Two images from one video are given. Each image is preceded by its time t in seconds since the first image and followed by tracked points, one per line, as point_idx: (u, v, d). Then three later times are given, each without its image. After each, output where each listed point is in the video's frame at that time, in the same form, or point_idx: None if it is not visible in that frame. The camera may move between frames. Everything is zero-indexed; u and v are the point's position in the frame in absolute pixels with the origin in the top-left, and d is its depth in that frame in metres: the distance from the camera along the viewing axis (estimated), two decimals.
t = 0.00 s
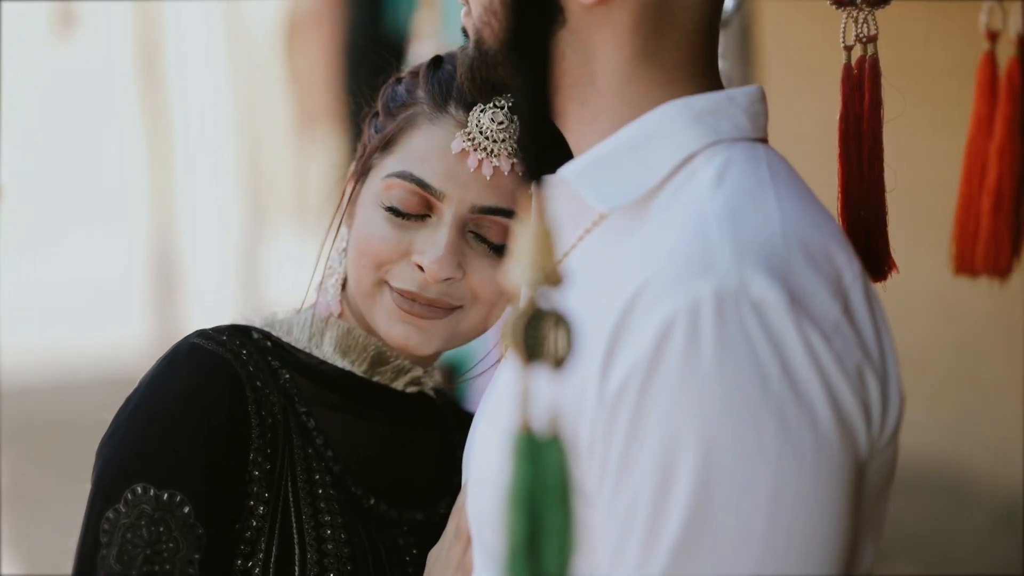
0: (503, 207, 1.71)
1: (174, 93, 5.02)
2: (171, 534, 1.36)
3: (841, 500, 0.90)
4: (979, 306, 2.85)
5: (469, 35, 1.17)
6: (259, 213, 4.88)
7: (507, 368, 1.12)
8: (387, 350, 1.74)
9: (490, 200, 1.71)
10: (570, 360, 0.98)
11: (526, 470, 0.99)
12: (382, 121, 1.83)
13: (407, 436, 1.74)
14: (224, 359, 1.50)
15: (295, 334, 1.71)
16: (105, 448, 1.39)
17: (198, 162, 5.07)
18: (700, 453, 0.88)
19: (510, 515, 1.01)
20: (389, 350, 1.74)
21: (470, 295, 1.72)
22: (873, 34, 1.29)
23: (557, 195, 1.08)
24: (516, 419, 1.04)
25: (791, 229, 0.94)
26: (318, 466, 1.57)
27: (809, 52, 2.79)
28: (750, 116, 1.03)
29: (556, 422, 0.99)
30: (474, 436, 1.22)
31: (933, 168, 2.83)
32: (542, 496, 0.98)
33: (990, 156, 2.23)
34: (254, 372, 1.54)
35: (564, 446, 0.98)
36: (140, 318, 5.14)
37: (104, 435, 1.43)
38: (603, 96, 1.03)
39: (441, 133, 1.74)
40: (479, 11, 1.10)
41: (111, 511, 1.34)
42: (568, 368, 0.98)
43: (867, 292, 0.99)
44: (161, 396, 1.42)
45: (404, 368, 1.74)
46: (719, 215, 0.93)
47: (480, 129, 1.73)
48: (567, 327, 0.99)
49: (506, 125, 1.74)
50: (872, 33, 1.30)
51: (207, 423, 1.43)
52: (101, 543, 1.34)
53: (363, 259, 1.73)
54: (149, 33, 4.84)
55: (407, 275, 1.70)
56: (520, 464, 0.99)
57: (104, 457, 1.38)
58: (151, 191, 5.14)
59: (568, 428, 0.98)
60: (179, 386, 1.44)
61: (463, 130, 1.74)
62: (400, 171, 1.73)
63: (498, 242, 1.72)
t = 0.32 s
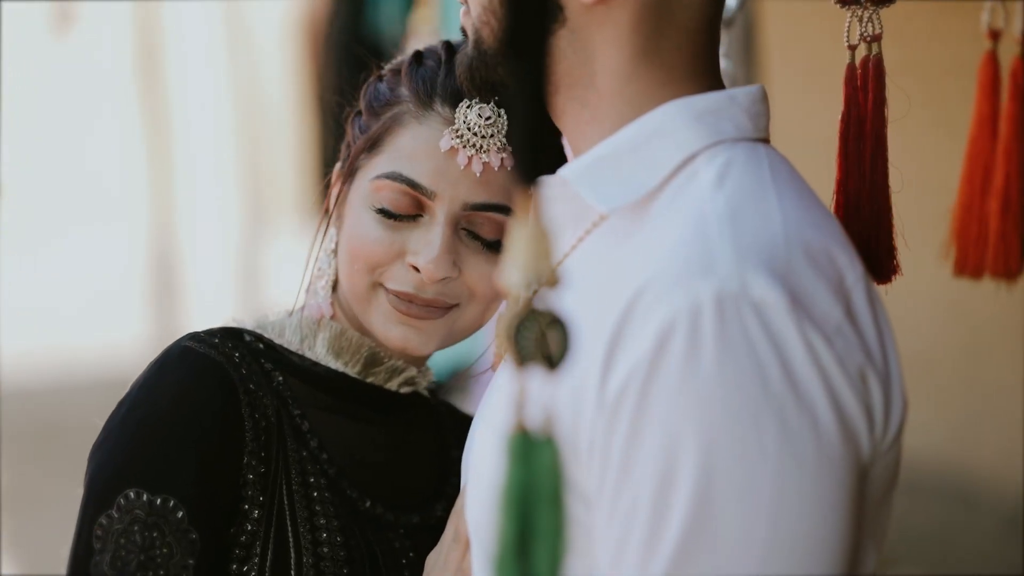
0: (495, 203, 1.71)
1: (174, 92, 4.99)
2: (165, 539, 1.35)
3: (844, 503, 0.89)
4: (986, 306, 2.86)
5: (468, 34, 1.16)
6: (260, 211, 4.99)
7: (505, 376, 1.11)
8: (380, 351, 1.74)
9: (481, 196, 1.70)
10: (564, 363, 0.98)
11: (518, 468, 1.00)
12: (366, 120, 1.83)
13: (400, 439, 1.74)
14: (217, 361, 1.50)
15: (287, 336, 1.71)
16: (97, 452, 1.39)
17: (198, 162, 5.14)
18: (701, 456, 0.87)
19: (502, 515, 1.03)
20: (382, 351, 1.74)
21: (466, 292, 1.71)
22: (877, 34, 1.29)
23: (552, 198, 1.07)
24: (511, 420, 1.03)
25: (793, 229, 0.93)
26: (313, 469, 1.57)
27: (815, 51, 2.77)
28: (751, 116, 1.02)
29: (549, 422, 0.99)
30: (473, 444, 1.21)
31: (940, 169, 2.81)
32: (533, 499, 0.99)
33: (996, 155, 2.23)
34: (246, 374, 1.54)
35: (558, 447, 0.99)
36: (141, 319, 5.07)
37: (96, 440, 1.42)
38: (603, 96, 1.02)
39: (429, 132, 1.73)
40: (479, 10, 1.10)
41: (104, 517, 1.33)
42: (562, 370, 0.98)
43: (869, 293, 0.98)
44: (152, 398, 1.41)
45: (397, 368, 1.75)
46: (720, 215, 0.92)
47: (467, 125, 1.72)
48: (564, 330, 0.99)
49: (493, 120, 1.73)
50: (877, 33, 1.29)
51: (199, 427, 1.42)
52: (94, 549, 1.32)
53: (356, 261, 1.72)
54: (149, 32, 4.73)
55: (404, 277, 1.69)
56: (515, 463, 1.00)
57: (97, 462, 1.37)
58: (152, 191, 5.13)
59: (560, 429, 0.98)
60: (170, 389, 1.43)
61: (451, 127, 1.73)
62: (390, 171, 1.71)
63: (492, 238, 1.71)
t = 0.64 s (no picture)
0: (489, 198, 1.70)
1: (174, 93, 5.03)
2: (161, 543, 1.34)
3: (849, 507, 0.88)
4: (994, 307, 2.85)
5: (469, 35, 1.15)
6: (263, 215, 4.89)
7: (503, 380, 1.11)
8: (375, 351, 1.74)
9: (474, 193, 1.69)
10: (561, 365, 0.98)
11: (515, 467, 1.01)
12: (351, 119, 1.81)
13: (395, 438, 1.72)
14: (212, 363, 1.49)
15: (281, 338, 1.69)
16: (91, 457, 1.38)
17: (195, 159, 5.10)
18: (705, 460, 0.86)
19: (498, 515, 1.04)
20: (377, 352, 1.74)
21: (464, 289, 1.71)
22: (885, 32, 1.28)
23: (549, 200, 1.07)
24: (508, 421, 1.03)
25: (798, 229, 0.92)
26: (309, 471, 1.57)
27: (822, 50, 2.74)
28: (756, 116, 1.01)
29: (546, 422, 0.99)
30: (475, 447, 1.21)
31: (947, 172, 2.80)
32: (532, 499, 1.00)
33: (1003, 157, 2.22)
34: (241, 377, 1.53)
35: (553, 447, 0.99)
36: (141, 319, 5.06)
37: (91, 444, 1.42)
38: (606, 95, 1.01)
39: (419, 130, 1.72)
40: (480, 9, 1.10)
41: (99, 522, 1.32)
42: (559, 372, 0.98)
43: (875, 294, 0.97)
44: (146, 402, 1.41)
45: (393, 368, 1.75)
46: (724, 216, 0.91)
47: (457, 122, 1.71)
48: (564, 332, 0.99)
49: (483, 115, 1.72)
50: (885, 31, 1.28)
51: (195, 429, 1.42)
52: (89, 555, 1.32)
53: (351, 264, 1.71)
54: (149, 31, 4.73)
55: (402, 278, 1.68)
56: (511, 461, 1.02)
57: (91, 466, 1.37)
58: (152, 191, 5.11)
59: (557, 431, 0.98)
60: (165, 392, 1.42)
61: (441, 125, 1.71)
62: (382, 172, 1.70)
63: (487, 234, 1.71)
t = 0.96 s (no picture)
0: (484, 194, 1.70)
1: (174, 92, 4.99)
2: (159, 549, 1.33)
3: (857, 511, 0.87)
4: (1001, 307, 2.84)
5: (475, 34, 1.14)
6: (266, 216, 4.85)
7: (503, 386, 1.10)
8: (371, 351, 1.75)
9: (471, 190, 1.69)
10: (563, 367, 0.98)
11: (515, 466, 0.98)
12: (338, 120, 1.80)
13: (394, 440, 1.76)
14: (207, 366, 1.48)
15: (275, 339, 1.70)
16: (86, 463, 1.36)
17: (198, 155, 5.00)
18: (710, 462, 0.85)
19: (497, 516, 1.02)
20: (373, 352, 1.75)
21: (464, 286, 1.71)
22: (894, 30, 1.27)
23: (551, 202, 1.06)
24: (508, 423, 1.02)
25: (805, 229, 0.91)
26: (307, 472, 1.57)
27: (825, 49, 2.65)
28: (763, 115, 1.00)
29: (546, 423, 0.98)
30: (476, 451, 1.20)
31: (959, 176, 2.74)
32: (530, 499, 0.98)
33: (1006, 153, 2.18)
34: (237, 379, 1.52)
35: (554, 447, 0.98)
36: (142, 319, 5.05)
37: (84, 448, 1.40)
38: (611, 94, 1.00)
39: (410, 131, 1.71)
40: (485, 10, 1.07)
41: (95, 528, 1.30)
42: (561, 373, 0.98)
43: (882, 296, 0.96)
44: (141, 406, 1.39)
45: (389, 367, 1.77)
46: (730, 216, 0.90)
47: (449, 119, 1.71)
48: (567, 332, 0.98)
49: (474, 111, 1.73)
50: (893, 30, 1.27)
51: (192, 432, 1.40)
52: (86, 562, 1.30)
53: (348, 266, 1.69)
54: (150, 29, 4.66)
55: (402, 280, 1.67)
56: (512, 461, 0.99)
57: (86, 471, 1.35)
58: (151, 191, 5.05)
59: (557, 432, 0.97)
60: (160, 395, 1.41)
61: (433, 124, 1.71)
62: (378, 172, 1.69)
63: (482, 230, 1.71)
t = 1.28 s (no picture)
0: (480, 191, 1.72)
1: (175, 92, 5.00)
2: (157, 555, 1.33)
3: (867, 516, 0.86)
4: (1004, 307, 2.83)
5: (480, 35, 1.13)
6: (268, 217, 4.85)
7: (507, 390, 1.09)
8: (366, 351, 1.73)
9: (467, 188, 1.70)
10: (567, 368, 0.97)
11: (516, 470, 0.98)
12: (326, 120, 1.78)
13: (394, 440, 1.75)
14: (202, 369, 1.48)
15: (270, 342, 1.69)
16: (82, 470, 1.36)
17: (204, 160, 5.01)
18: (718, 467, 0.84)
19: (497, 519, 1.02)
20: (368, 351, 1.74)
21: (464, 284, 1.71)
22: (903, 28, 1.27)
23: (557, 201, 1.05)
24: (512, 423, 1.01)
25: (814, 230, 0.91)
26: (305, 474, 1.56)
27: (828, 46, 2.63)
28: (771, 115, 0.99)
29: (549, 424, 0.97)
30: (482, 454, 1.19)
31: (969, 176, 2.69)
32: (534, 500, 0.97)
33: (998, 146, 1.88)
34: (233, 382, 1.52)
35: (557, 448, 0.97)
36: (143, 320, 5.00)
37: (80, 454, 1.40)
38: (617, 93, 0.99)
39: (404, 130, 1.71)
40: (490, 11, 1.07)
41: (92, 535, 1.30)
42: (563, 374, 0.97)
43: (892, 298, 0.95)
44: (135, 411, 1.39)
45: (385, 366, 1.75)
46: (738, 216, 0.89)
47: (444, 117, 1.71)
48: (573, 333, 0.98)
49: (469, 109, 1.75)
50: (903, 28, 1.26)
51: (188, 436, 1.41)
52: (83, 569, 1.30)
53: (345, 269, 1.68)
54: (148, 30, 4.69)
55: (402, 281, 1.66)
56: (513, 462, 0.98)
57: (81, 477, 1.35)
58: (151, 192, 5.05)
59: (561, 433, 0.96)
60: (155, 400, 1.41)
61: (428, 124, 1.71)
62: (374, 174, 1.67)
63: (480, 228, 1.73)
